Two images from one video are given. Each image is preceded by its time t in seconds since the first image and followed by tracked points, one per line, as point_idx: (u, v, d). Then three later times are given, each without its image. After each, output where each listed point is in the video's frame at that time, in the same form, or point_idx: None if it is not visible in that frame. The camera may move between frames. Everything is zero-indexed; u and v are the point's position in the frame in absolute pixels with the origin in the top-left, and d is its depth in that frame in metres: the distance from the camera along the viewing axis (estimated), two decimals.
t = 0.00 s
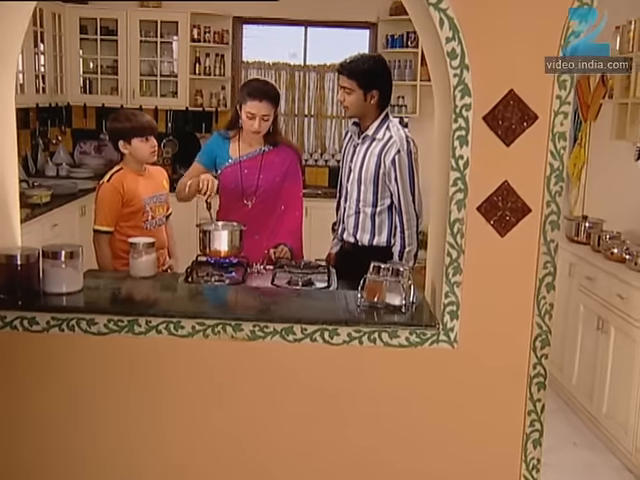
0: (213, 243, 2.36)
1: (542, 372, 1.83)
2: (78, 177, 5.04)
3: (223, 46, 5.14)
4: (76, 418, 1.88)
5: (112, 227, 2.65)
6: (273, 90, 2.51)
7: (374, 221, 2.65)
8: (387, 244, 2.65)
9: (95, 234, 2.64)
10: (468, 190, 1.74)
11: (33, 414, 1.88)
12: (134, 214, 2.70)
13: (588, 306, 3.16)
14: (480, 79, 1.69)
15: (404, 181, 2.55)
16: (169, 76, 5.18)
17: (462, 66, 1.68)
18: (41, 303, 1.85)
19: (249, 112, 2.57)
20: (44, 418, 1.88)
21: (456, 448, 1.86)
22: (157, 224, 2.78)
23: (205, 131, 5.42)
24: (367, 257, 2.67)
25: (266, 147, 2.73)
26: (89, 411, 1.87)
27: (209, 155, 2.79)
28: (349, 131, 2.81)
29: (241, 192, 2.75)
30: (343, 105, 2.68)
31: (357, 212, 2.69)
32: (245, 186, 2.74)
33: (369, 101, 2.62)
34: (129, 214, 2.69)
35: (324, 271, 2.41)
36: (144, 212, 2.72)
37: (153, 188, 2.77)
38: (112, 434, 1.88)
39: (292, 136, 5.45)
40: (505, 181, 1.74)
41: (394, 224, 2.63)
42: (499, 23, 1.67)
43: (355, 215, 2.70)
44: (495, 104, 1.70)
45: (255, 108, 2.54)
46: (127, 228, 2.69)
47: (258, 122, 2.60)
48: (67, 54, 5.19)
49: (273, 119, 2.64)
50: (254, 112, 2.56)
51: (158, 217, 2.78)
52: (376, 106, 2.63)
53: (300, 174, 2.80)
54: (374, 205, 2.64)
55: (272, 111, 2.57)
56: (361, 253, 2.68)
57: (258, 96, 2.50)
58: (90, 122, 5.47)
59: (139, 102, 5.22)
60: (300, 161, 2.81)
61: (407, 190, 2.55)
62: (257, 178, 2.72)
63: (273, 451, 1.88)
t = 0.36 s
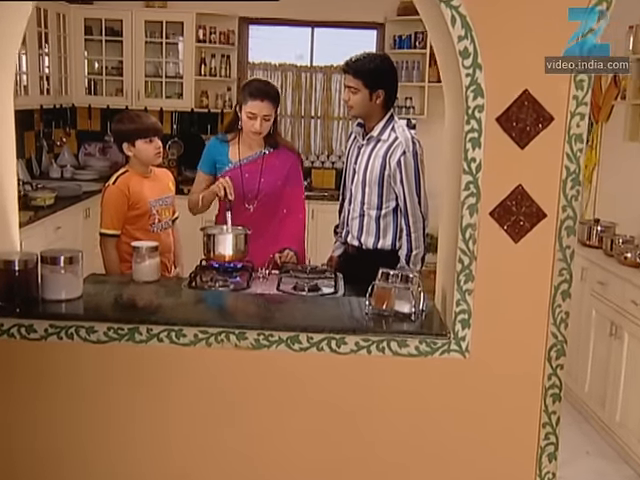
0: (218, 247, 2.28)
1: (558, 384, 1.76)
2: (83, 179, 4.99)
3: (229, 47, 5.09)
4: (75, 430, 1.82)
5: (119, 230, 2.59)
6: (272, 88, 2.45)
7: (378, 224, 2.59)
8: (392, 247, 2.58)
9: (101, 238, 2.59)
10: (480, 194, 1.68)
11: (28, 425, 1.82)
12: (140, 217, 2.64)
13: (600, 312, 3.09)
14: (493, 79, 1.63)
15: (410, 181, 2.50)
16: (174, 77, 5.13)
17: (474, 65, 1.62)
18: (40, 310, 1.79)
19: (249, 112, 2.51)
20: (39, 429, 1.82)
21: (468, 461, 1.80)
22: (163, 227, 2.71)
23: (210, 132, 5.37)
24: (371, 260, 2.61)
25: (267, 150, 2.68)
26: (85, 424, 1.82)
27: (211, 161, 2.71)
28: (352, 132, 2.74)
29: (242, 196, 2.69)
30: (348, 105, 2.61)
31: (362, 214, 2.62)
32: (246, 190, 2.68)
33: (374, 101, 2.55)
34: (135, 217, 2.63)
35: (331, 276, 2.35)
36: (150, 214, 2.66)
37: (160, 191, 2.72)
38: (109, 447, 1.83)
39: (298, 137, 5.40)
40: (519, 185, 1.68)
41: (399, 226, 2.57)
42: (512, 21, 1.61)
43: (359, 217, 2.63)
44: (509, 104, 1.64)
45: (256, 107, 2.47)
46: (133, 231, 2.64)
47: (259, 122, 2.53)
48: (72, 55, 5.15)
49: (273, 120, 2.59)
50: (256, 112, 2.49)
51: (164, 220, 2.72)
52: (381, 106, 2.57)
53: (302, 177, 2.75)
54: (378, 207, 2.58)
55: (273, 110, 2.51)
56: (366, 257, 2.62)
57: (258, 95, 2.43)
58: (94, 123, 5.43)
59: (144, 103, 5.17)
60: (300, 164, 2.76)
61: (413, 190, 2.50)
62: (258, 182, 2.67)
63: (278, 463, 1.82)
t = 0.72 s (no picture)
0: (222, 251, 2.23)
1: (575, 396, 1.70)
2: (87, 180, 4.94)
3: (235, 47, 5.05)
4: (75, 442, 1.76)
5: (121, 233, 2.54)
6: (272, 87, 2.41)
7: (385, 228, 2.52)
8: (399, 252, 2.52)
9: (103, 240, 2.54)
10: (494, 199, 1.61)
11: (23, 436, 1.76)
12: (142, 219, 2.58)
13: (614, 318, 3.02)
14: (508, 79, 1.56)
15: (418, 184, 2.43)
16: (180, 78, 5.08)
17: (489, 65, 1.55)
18: (38, 318, 1.73)
19: (248, 112, 2.46)
20: (35, 441, 1.76)
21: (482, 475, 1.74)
22: (167, 230, 2.64)
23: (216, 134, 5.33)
24: (379, 265, 2.54)
25: (270, 154, 2.61)
26: (85, 435, 1.76)
27: (212, 166, 2.65)
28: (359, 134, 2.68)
29: (244, 201, 2.63)
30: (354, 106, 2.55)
31: (368, 217, 2.56)
32: (248, 194, 2.62)
33: (382, 101, 2.49)
34: (138, 220, 2.57)
35: (339, 282, 2.28)
36: (153, 217, 2.60)
37: (164, 193, 2.65)
38: (106, 460, 1.77)
39: (304, 139, 5.34)
40: (535, 190, 1.61)
41: (406, 230, 2.51)
42: (528, 19, 1.55)
43: (365, 220, 2.56)
44: (525, 106, 1.58)
45: (254, 107, 2.43)
46: (135, 233, 2.57)
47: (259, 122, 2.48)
48: (77, 56, 5.10)
49: (273, 120, 2.54)
50: (253, 111, 2.44)
51: (168, 222, 2.65)
52: (389, 106, 2.52)
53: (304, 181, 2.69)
54: (385, 210, 2.51)
55: (274, 110, 2.47)
56: (373, 261, 2.55)
57: (254, 94, 2.40)
58: (99, 125, 5.38)
59: (149, 105, 5.14)
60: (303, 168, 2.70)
61: (421, 193, 2.43)
62: (260, 187, 2.61)
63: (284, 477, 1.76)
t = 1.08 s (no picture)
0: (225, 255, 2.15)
1: (593, 409, 1.63)
2: (91, 182, 4.89)
3: (241, 47, 4.99)
4: (73, 454, 1.71)
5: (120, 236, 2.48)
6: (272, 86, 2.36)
7: (392, 230, 2.45)
8: (407, 253, 2.46)
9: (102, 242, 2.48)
10: (508, 203, 1.54)
11: (19, 447, 1.71)
12: (142, 222, 2.52)
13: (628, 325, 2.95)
14: (523, 77, 1.50)
15: (426, 184, 2.35)
16: (185, 79, 5.02)
17: (503, 63, 1.49)
18: (34, 325, 1.67)
19: (248, 112, 2.40)
20: (32, 452, 1.71)
21: None
22: (167, 234, 2.59)
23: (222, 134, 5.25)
24: (386, 268, 2.47)
25: (272, 156, 2.56)
26: (83, 447, 1.70)
27: (213, 168, 2.60)
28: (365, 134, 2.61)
29: (245, 204, 2.57)
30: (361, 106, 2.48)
31: (375, 219, 2.49)
32: (249, 199, 2.56)
33: (390, 100, 2.44)
34: (138, 223, 2.52)
35: (345, 287, 2.22)
36: (153, 220, 2.54)
37: (166, 196, 2.59)
38: (106, 473, 1.71)
39: (311, 140, 5.27)
40: (551, 194, 1.54)
41: (414, 231, 2.44)
42: (543, 16, 1.48)
43: (372, 222, 2.50)
44: (541, 106, 1.51)
45: (254, 107, 2.38)
46: (135, 237, 2.52)
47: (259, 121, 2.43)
48: (81, 56, 5.05)
49: (273, 120, 2.48)
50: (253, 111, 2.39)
51: (168, 226, 2.59)
52: (396, 105, 2.46)
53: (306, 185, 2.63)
54: (392, 211, 2.44)
55: (274, 110, 2.42)
56: (381, 264, 2.48)
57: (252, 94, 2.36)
58: (104, 125, 5.33)
59: (154, 105, 5.06)
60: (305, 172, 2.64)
61: (429, 193, 2.35)
62: (262, 190, 2.55)
63: None
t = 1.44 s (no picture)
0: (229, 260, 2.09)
1: (610, 424, 1.56)
2: (94, 183, 4.84)
3: (246, 47, 4.93)
4: (69, 468, 1.64)
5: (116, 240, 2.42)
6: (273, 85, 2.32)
7: (400, 231, 2.39)
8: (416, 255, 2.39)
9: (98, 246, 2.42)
10: (522, 209, 1.48)
11: (14, 462, 1.64)
12: (139, 227, 2.46)
13: None
14: (537, 77, 1.43)
15: (437, 183, 2.29)
16: (190, 79, 4.96)
17: (517, 61, 1.42)
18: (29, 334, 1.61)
19: (249, 112, 2.34)
20: (26, 466, 1.64)
21: None
22: (165, 239, 2.52)
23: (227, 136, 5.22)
24: (393, 270, 2.40)
25: (276, 158, 2.52)
26: (80, 460, 1.64)
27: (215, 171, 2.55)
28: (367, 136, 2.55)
29: (249, 208, 2.50)
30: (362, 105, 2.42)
31: (382, 221, 2.42)
32: (252, 201, 2.49)
33: (391, 98, 2.37)
34: (135, 227, 2.45)
35: (351, 293, 2.15)
36: (151, 225, 2.48)
37: (165, 201, 2.53)
38: None
39: (316, 141, 5.21)
40: (567, 199, 1.47)
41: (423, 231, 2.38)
42: (559, 12, 1.42)
43: (379, 224, 2.42)
44: (556, 107, 1.44)
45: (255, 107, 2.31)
46: (131, 241, 2.46)
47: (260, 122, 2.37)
48: (84, 55, 4.99)
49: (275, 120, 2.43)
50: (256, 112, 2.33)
51: (166, 232, 2.53)
52: (397, 105, 2.39)
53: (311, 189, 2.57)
54: (400, 212, 2.38)
55: (276, 111, 2.37)
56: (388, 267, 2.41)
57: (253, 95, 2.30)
58: (107, 126, 5.27)
59: (157, 105, 5.00)
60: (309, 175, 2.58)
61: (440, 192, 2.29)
62: (265, 193, 2.49)
63: None
